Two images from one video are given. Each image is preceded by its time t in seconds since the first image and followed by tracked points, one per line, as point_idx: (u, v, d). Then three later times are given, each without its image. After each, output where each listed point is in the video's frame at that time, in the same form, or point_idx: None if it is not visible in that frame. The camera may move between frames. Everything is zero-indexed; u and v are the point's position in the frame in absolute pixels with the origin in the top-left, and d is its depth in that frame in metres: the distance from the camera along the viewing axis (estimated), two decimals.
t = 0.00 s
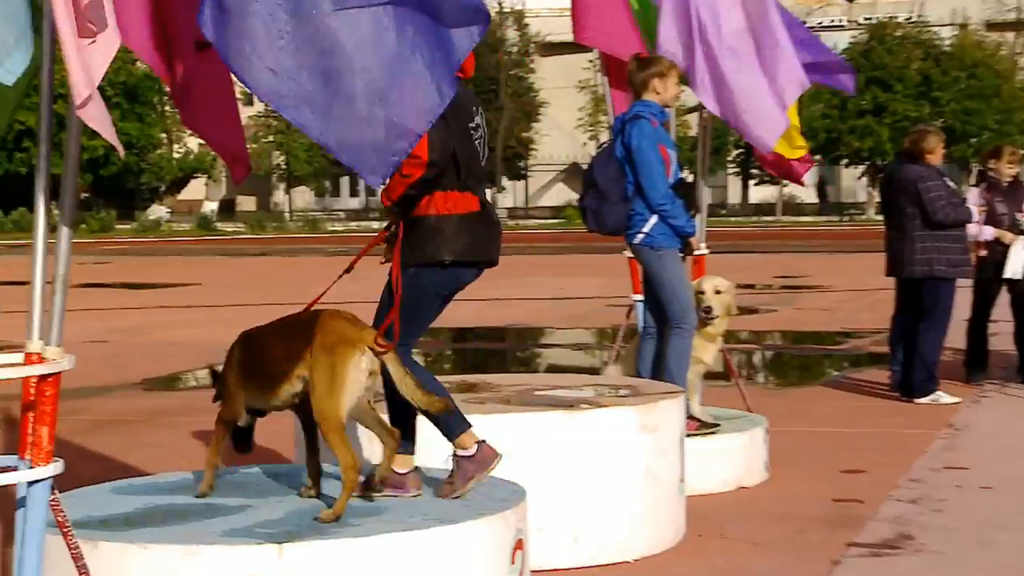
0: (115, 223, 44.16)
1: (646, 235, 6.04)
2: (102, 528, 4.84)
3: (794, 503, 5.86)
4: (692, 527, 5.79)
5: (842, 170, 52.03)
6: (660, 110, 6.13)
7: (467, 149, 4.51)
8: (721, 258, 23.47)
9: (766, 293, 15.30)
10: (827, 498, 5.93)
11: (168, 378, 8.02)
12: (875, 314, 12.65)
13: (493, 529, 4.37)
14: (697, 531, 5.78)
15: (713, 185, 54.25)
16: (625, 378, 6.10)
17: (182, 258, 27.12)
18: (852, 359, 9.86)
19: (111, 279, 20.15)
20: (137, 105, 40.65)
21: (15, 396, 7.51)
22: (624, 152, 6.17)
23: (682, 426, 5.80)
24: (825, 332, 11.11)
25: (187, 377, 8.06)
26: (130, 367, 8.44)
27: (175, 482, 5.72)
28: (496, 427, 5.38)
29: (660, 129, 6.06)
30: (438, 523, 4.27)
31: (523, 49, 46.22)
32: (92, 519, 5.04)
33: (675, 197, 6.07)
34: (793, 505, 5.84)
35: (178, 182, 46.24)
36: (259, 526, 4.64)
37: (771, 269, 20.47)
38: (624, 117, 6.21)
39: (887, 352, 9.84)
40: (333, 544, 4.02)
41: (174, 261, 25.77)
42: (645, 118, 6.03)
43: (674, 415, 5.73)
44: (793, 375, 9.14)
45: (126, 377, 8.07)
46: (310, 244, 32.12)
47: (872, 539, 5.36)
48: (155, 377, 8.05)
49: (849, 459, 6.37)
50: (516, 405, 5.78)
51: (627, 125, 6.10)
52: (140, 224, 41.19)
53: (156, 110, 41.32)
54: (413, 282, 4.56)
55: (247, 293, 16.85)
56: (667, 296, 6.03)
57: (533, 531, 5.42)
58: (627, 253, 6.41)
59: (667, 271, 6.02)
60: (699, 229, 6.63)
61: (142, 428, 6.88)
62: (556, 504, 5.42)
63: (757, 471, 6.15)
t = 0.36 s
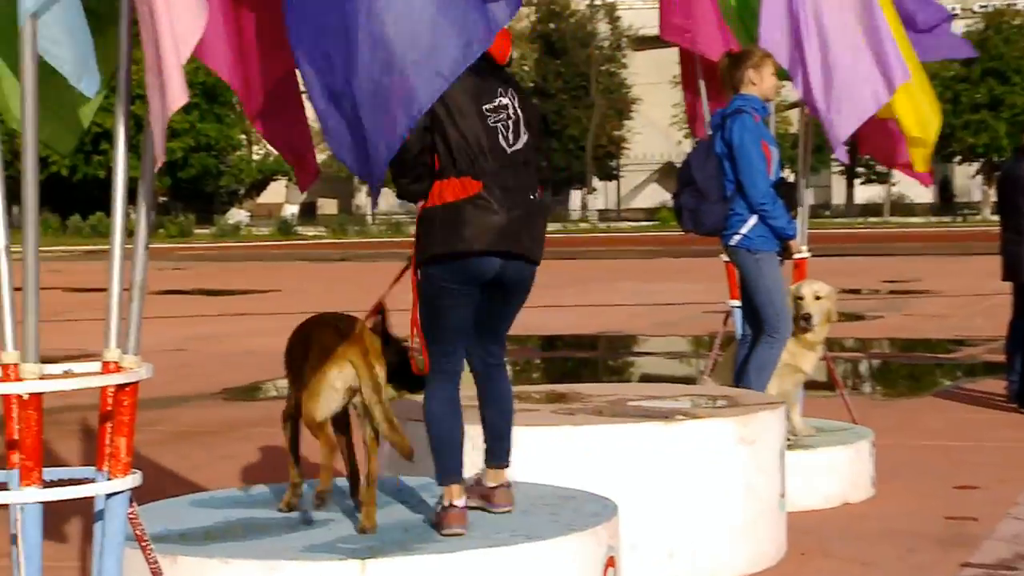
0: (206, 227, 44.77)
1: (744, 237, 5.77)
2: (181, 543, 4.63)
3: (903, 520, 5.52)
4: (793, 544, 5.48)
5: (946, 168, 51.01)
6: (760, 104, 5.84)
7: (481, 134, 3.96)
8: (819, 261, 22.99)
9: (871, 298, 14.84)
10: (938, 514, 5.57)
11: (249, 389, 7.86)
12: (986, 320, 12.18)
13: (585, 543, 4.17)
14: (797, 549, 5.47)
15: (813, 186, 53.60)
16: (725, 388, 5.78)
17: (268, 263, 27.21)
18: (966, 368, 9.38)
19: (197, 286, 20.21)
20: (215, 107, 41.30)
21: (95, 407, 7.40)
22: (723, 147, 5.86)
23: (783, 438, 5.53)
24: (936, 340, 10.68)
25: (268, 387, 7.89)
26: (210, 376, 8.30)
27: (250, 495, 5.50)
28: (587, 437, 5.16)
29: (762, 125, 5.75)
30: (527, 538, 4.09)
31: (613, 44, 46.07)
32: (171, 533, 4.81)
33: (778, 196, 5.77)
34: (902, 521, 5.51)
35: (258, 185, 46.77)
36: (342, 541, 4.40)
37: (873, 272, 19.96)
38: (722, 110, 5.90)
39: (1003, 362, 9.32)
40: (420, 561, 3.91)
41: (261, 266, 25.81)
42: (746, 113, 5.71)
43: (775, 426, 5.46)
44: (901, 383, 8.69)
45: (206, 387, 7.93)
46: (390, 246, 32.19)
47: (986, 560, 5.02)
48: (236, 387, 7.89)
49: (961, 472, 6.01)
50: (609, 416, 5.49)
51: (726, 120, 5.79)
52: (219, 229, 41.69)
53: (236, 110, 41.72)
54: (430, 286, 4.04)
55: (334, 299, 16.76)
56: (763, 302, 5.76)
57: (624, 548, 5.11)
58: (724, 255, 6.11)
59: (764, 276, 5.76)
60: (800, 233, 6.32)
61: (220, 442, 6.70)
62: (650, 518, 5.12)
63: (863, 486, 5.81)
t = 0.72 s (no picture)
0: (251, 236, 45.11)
1: (775, 239, 5.79)
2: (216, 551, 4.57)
3: (938, 526, 5.48)
4: (829, 552, 5.42)
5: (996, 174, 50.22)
6: (800, 107, 5.81)
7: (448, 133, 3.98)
8: (859, 267, 22.82)
9: (911, 304, 14.69)
10: (976, 520, 5.53)
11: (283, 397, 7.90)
12: None
13: (611, 548, 4.07)
14: (833, 556, 5.41)
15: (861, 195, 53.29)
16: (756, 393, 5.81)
17: (307, 272, 27.30)
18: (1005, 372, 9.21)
19: (235, 295, 20.31)
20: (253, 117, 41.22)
21: (132, 417, 7.47)
22: (760, 151, 5.87)
23: (817, 445, 5.47)
24: (974, 345, 10.54)
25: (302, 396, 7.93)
26: (245, 384, 8.35)
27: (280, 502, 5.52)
28: (621, 443, 5.06)
29: (800, 129, 5.74)
30: (559, 547, 4.03)
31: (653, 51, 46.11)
32: (205, 541, 4.79)
33: (812, 202, 5.78)
34: (938, 528, 5.46)
35: (295, 194, 47.17)
36: (375, 547, 4.35)
37: (913, 278, 19.79)
38: (760, 113, 5.90)
39: None
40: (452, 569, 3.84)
41: (299, 276, 25.87)
42: (784, 116, 5.71)
43: (809, 432, 5.39)
44: (937, 387, 8.53)
45: (242, 396, 7.97)
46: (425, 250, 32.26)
47: None
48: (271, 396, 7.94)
49: (995, 477, 5.97)
50: (643, 422, 5.42)
51: (763, 123, 5.79)
52: (258, 237, 42.01)
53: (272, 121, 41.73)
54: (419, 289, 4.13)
55: (371, 308, 16.81)
56: (786, 304, 5.79)
57: (658, 555, 5.05)
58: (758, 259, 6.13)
59: (785, 287, 5.79)
60: (835, 237, 6.32)
61: (252, 453, 6.75)
62: (683, 525, 5.06)
63: (898, 492, 5.78)
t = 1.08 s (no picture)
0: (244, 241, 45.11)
1: (764, 247, 5.72)
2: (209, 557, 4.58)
3: (932, 531, 5.48)
4: (821, 556, 5.43)
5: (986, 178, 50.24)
6: (790, 115, 5.75)
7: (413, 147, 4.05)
8: (850, 273, 22.81)
9: (903, 309, 14.68)
10: (969, 525, 5.53)
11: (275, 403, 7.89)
12: (1018, 330, 12.02)
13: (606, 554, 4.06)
14: (825, 561, 5.42)
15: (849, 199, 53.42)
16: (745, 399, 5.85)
17: (300, 278, 27.24)
18: (998, 378, 9.18)
19: (225, 301, 20.27)
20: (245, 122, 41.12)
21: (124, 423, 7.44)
22: (748, 160, 5.81)
23: (810, 449, 5.48)
24: (965, 351, 10.51)
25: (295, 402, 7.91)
26: (238, 390, 8.34)
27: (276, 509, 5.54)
28: (613, 447, 5.08)
29: (790, 138, 5.67)
30: (551, 553, 4.04)
31: (642, 55, 46.20)
32: (197, 546, 4.81)
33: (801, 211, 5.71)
34: (932, 534, 5.46)
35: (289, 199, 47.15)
36: (367, 553, 4.35)
37: (903, 283, 19.79)
38: (749, 121, 5.83)
39: None
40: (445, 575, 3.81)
41: (290, 283, 25.81)
42: (772, 125, 5.63)
43: (801, 437, 5.41)
44: (927, 392, 8.51)
45: (235, 402, 7.94)
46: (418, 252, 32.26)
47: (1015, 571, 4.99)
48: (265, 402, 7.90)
49: (989, 482, 5.97)
50: (637, 427, 5.43)
51: (752, 132, 5.72)
52: (250, 243, 42.00)
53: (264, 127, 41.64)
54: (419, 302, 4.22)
55: (363, 314, 16.78)
56: (773, 311, 5.73)
57: (650, 559, 5.07)
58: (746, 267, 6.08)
59: (772, 294, 5.73)
60: (827, 243, 6.30)
61: (243, 460, 6.73)
62: (676, 530, 5.07)
63: (891, 497, 5.78)
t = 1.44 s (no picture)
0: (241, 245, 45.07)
1: (763, 249, 5.71)
2: (206, 560, 4.59)
3: (929, 534, 5.49)
4: (818, 560, 5.42)
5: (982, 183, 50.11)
6: (788, 119, 5.72)
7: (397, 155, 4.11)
8: (849, 276, 22.77)
9: (901, 312, 14.64)
10: (965, 527, 5.53)
11: (274, 407, 7.87)
12: (1017, 333, 12.00)
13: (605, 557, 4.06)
14: (822, 564, 5.41)
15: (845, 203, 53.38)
16: (743, 401, 5.86)
17: (299, 282, 27.22)
18: (994, 380, 9.16)
19: (223, 305, 20.28)
20: (243, 126, 41.06)
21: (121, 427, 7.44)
22: (746, 164, 5.79)
23: (807, 451, 5.49)
24: (963, 354, 10.50)
25: (294, 405, 7.90)
26: (239, 394, 8.33)
27: (273, 512, 5.55)
28: (610, 452, 5.09)
29: (787, 141, 5.65)
30: (549, 555, 4.02)
31: (640, 59, 46.08)
32: (194, 550, 4.80)
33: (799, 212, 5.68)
34: (929, 537, 5.46)
35: (286, 203, 47.14)
36: (363, 558, 4.35)
37: (901, 286, 19.73)
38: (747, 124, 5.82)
39: None
40: None
41: (289, 286, 25.79)
42: (770, 129, 5.61)
43: (798, 440, 5.41)
44: (922, 396, 8.50)
45: (233, 406, 7.93)
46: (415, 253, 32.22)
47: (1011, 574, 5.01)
48: (262, 406, 7.89)
49: (986, 484, 5.97)
50: (635, 429, 5.44)
51: (749, 135, 5.70)
52: (247, 247, 42.01)
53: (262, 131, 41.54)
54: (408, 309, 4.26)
55: (361, 317, 16.77)
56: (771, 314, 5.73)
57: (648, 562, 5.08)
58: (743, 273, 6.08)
59: (775, 297, 5.74)
60: (825, 246, 6.28)
61: (241, 464, 6.72)
62: (674, 534, 5.08)
63: (889, 500, 5.78)
